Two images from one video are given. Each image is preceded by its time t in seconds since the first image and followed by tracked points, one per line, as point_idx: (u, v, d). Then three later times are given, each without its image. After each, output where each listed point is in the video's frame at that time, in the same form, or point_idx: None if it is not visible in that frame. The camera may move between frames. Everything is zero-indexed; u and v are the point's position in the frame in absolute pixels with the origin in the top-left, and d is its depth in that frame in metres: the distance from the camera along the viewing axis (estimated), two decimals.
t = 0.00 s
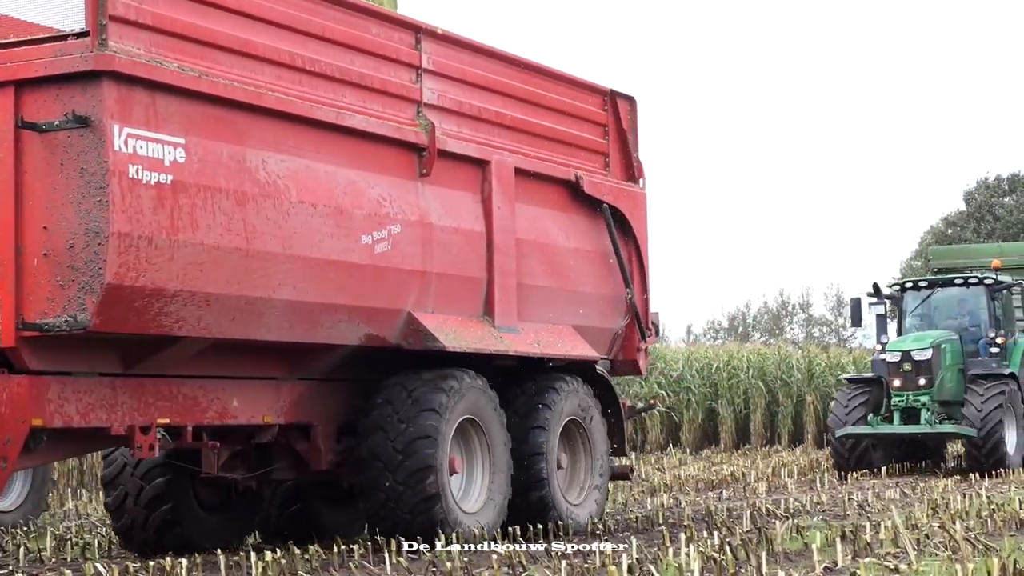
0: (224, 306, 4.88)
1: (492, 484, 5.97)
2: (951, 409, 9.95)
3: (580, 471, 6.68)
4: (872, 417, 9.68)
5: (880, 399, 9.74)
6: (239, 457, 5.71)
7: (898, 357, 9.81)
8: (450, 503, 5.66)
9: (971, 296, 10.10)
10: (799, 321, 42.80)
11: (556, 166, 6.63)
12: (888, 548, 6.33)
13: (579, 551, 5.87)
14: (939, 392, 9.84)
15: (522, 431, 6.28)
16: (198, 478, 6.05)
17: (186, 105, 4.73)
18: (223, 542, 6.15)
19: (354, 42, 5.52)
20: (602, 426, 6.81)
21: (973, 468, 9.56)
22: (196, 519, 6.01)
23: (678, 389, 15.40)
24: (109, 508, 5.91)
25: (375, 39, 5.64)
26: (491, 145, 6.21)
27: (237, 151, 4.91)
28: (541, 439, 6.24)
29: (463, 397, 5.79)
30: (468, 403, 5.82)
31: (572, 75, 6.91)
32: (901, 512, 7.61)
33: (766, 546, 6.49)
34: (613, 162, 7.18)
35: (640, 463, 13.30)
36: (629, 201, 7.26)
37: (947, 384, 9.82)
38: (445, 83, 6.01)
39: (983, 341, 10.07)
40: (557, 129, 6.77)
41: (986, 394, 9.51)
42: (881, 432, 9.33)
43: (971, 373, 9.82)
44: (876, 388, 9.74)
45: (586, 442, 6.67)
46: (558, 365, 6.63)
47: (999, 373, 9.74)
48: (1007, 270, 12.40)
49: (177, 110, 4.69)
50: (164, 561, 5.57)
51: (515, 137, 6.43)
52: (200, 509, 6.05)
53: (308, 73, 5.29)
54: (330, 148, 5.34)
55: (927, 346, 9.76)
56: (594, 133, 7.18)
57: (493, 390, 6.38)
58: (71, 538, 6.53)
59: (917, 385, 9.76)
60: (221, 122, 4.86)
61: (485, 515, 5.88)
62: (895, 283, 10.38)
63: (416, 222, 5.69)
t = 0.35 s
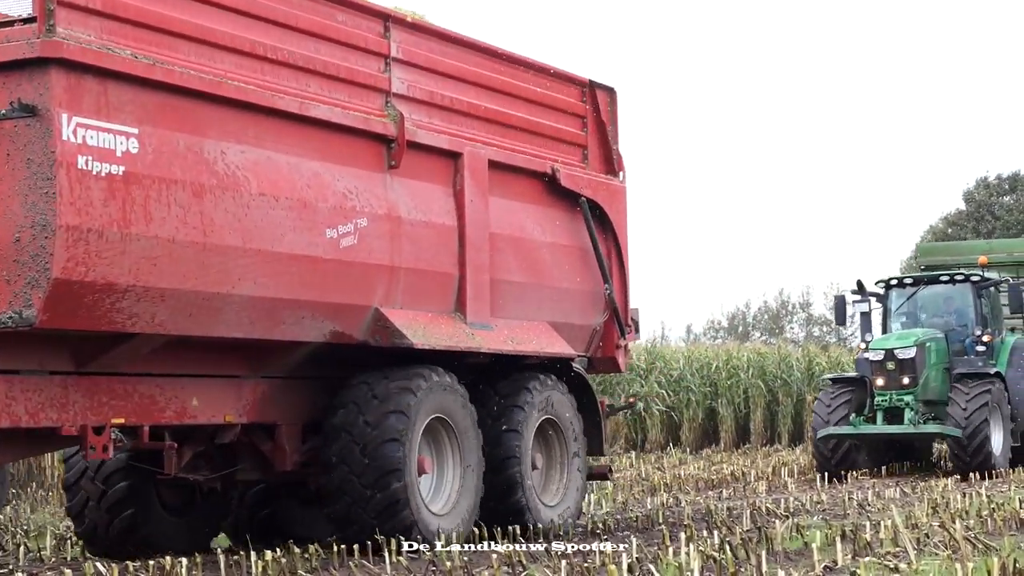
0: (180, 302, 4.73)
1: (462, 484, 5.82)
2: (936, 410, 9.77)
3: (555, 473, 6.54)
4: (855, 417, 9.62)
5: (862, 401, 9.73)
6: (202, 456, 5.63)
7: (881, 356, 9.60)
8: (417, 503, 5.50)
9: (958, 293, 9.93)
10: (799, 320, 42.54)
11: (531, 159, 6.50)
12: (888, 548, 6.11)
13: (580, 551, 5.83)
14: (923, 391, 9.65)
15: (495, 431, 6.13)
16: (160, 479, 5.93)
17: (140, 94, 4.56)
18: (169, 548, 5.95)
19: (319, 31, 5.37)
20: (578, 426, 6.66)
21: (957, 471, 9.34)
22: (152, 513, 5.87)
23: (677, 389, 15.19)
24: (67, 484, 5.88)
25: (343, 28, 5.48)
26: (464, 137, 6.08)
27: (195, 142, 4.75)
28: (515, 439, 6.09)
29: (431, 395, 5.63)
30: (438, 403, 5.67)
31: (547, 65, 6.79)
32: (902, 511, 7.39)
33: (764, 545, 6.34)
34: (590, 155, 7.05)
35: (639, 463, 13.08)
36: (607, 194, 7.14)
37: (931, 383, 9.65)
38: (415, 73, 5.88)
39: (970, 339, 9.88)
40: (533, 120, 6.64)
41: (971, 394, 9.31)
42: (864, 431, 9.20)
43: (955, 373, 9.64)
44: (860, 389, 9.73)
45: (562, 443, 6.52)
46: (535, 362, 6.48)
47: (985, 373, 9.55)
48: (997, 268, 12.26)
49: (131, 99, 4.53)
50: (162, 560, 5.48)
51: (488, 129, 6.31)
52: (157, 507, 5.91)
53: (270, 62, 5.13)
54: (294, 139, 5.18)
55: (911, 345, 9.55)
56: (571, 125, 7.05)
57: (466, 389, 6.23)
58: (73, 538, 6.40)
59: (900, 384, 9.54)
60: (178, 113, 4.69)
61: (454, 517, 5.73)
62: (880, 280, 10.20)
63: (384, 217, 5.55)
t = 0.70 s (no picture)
0: (126, 296, 4.55)
1: (426, 486, 5.66)
2: (918, 411, 9.56)
3: (526, 475, 6.36)
4: (836, 419, 9.38)
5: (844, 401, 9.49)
6: (159, 457, 5.43)
7: (863, 357, 9.44)
8: (378, 504, 5.32)
9: (943, 290, 9.78)
10: (799, 319, 42.21)
11: (500, 151, 6.35)
12: (888, 547, 5.82)
13: (578, 549, 5.73)
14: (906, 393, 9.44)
15: (463, 434, 5.97)
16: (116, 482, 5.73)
17: (82, 79, 4.40)
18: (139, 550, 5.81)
19: (274, 17, 5.21)
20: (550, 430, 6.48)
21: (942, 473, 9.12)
22: (109, 518, 5.68)
23: (678, 387, 14.71)
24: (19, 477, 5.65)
25: (300, 14, 5.33)
26: (430, 128, 5.93)
27: (141, 130, 4.57)
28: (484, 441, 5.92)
29: (395, 393, 5.47)
30: (403, 402, 5.50)
31: (517, 56, 6.66)
32: (900, 508, 7.13)
33: (762, 546, 6.03)
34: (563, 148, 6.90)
35: (636, 462, 12.85)
36: (581, 188, 6.99)
37: (913, 384, 9.44)
38: (377, 62, 5.74)
39: (955, 337, 9.70)
40: (502, 111, 6.50)
41: (955, 394, 9.16)
42: (844, 433, 8.97)
43: (939, 373, 9.47)
44: (841, 388, 9.51)
45: (534, 445, 6.35)
46: (505, 359, 6.32)
47: (969, 373, 9.42)
48: (980, 262, 12.26)
49: (72, 84, 4.36)
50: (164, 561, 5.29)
51: (455, 120, 6.16)
52: (116, 511, 5.73)
53: (223, 48, 4.97)
54: (248, 128, 5.02)
55: (893, 345, 9.37)
56: (544, 117, 6.91)
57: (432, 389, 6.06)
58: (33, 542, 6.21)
59: (882, 385, 9.37)
60: (124, 99, 4.53)
61: (418, 520, 5.56)
62: (864, 278, 10.05)
63: (345, 209, 5.38)
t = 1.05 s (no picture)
0: (64, 291, 4.35)
1: (386, 487, 5.47)
2: (902, 410, 9.36)
3: (494, 476, 6.18)
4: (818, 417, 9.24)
5: (826, 401, 9.41)
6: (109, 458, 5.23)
7: (846, 355, 9.27)
8: (335, 507, 5.14)
9: (929, 287, 9.60)
10: (798, 320, 42.00)
11: (467, 143, 6.17)
12: (888, 548, 5.60)
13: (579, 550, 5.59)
14: (889, 392, 9.24)
15: (426, 434, 5.78)
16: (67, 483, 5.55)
17: (18, 63, 4.21)
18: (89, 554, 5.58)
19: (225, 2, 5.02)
20: (519, 428, 6.30)
21: (929, 475, 8.94)
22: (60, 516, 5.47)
23: (677, 386, 14.48)
24: None
25: None
26: (392, 118, 5.75)
27: (80, 118, 4.38)
28: (448, 442, 5.74)
29: (353, 393, 5.27)
30: (361, 402, 5.32)
31: (486, 45, 6.48)
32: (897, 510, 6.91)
33: (761, 545, 5.82)
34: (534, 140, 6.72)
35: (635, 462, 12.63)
36: (554, 181, 6.80)
37: (896, 384, 9.23)
38: (337, 50, 5.55)
39: (941, 336, 9.52)
40: (470, 102, 6.32)
41: (940, 393, 8.98)
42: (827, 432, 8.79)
43: (924, 372, 9.27)
44: (823, 388, 9.43)
45: (501, 445, 6.16)
46: (472, 358, 6.13)
47: (954, 372, 9.21)
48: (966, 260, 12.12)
49: (7, 69, 4.17)
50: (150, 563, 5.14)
51: (419, 110, 5.98)
52: (66, 513, 5.53)
53: (169, 33, 4.78)
54: (196, 117, 4.82)
55: (876, 343, 9.17)
56: (514, 108, 6.72)
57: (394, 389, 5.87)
58: None
59: (865, 384, 9.18)
60: (63, 85, 4.34)
61: (376, 524, 5.37)
62: (847, 274, 9.88)
63: (301, 201, 5.19)
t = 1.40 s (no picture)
0: None
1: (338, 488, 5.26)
2: (885, 409, 9.14)
3: (457, 475, 5.97)
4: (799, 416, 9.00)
5: (809, 399, 9.12)
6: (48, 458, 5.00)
7: (827, 352, 9.07)
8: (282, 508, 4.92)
9: (914, 284, 9.40)
10: (799, 319, 41.77)
11: (429, 131, 5.96)
12: (889, 547, 5.37)
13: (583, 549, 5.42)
14: (872, 390, 9.03)
15: (382, 431, 5.56)
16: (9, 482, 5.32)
17: None
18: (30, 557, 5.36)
19: None
20: (483, 424, 6.08)
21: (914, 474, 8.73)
22: None
23: (677, 385, 14.25)
24: None
25: None
26: (348, 106, 5.54)
27: (7, 103, 4.16)
28: (406, 439, 5.52)
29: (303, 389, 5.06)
30: (312, 398, 5.10)
31: (450, 31, 6.27)
32: (897, 508, 6.69)
33: (761, 544, 5.60)
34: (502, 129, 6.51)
35: (632, 461, 12.40)
36: (522, 172, 6.59)
37: (880, 382, 9.01)
38: (290, 34, 5.34)
39: (925, 334, 9.34)
40: (433, 90, 6.11)
41: (923, 390, 8.78)
42: (806, 431, 8.60)
43: (908, 369, 9.07)
44: (806, 386, 9.13)
45: (464, 445, 5.95)
46: (434, 354, 5.92)
47: (937, 370, 9.02)
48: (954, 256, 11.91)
49: None
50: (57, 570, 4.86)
51: (377, 97, 5.77)
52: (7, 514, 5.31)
53: (105, 14, 4.57)
54: (134, 102, 4.61)
55: (859, 340, 8.97)
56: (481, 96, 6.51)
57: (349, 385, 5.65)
58: None
59: (846, 381, 8.99)
60: None
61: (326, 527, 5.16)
62: (831, 270, 9.69)
63: (248, 191, 4.97)
